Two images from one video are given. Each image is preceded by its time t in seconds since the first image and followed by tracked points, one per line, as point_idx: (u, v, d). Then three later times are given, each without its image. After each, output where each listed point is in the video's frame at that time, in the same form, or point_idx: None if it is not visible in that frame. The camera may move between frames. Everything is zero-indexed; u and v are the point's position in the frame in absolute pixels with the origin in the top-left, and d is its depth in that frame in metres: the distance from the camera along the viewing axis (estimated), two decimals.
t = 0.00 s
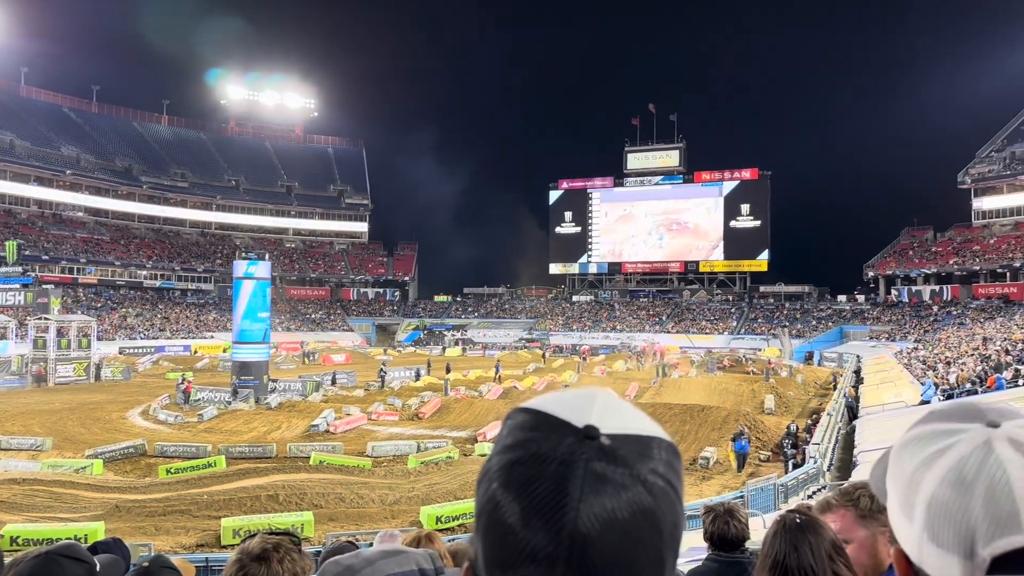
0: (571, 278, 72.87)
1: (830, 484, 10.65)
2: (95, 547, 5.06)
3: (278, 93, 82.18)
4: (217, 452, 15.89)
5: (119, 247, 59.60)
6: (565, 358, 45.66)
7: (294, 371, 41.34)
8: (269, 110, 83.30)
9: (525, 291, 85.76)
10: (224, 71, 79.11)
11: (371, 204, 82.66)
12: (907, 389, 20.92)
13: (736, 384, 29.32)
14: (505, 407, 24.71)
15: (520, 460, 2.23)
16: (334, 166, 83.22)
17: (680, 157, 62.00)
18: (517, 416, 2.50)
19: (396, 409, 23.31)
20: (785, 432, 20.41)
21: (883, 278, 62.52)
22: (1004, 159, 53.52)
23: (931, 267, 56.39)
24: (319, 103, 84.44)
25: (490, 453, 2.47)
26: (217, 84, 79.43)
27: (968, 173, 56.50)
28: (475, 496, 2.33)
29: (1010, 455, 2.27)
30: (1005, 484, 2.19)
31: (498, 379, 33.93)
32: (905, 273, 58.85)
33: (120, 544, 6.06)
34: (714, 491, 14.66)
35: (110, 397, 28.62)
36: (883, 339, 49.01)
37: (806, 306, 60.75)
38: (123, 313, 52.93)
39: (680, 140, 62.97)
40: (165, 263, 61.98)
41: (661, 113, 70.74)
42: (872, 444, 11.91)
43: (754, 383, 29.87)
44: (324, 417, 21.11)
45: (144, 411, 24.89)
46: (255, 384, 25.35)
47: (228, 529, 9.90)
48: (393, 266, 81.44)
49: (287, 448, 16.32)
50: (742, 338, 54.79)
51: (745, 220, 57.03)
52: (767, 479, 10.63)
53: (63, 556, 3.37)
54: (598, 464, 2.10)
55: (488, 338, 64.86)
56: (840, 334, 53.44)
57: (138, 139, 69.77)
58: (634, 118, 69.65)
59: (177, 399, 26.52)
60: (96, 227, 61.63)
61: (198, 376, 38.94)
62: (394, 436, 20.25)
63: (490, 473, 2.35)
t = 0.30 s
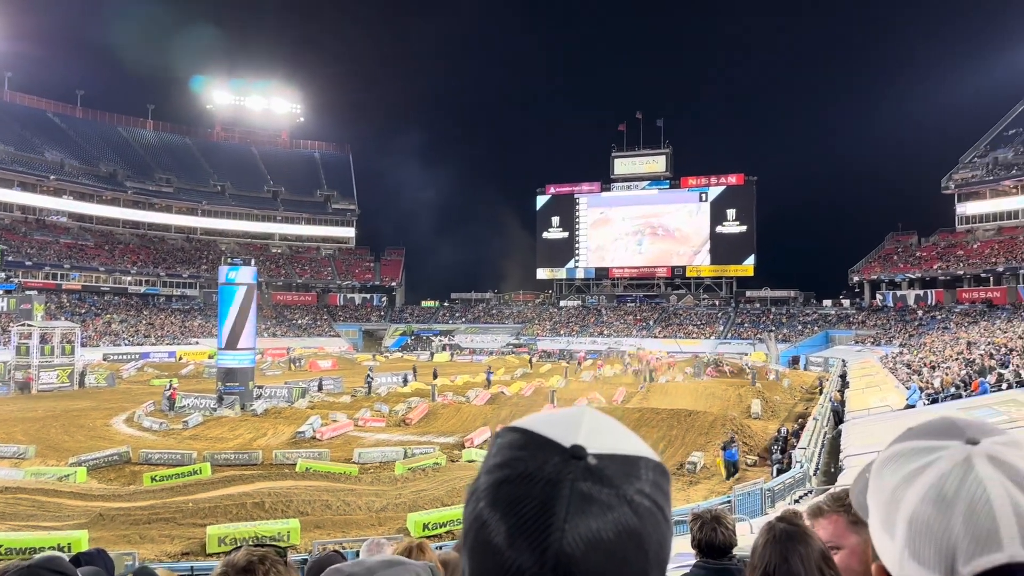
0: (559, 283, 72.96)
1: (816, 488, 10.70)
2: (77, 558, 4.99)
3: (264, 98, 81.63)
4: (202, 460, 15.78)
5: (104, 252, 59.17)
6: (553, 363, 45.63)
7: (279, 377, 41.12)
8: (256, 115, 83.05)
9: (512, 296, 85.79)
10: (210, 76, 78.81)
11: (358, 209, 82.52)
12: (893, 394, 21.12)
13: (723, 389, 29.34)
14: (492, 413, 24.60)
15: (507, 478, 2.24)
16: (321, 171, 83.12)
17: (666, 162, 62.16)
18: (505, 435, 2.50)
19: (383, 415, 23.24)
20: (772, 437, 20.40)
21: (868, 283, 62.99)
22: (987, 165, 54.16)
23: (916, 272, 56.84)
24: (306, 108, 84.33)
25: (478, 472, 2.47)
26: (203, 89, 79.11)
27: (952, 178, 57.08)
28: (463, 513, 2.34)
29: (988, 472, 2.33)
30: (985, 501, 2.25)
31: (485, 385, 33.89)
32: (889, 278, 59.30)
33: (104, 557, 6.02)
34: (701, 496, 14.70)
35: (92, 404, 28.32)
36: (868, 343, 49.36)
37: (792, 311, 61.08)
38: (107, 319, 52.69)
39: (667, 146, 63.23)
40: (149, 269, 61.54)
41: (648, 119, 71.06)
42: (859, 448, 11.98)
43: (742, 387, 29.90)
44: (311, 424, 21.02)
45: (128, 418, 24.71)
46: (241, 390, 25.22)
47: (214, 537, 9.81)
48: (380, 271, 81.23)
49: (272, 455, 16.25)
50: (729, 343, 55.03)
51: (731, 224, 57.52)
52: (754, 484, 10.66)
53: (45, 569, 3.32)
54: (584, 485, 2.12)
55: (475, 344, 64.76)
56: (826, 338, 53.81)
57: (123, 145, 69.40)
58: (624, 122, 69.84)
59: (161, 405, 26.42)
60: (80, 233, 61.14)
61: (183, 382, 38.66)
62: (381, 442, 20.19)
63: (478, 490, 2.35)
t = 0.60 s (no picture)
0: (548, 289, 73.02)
1: (804, 493, 10.74)
2: (60, 566, 4.91)
3: (251, 102, 81.21)
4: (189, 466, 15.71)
5: (90, 258, 58.83)
6: (543, 369, 45.65)
7: (267, 384, 40.95)
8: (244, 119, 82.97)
9: (501, 302, 85.80)
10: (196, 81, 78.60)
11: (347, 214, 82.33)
12: (879, 399, 21.29)
13: (711, 394, 29.44)
14: (482, 417, 24.67)
15: (492, 483, 2.25)
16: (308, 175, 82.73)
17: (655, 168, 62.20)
18: (492, 439, 2.48)
19: (372, 420, 23.25)
20: (761, 442, 20.50)
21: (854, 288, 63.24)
22: (972, 171, 54.78)
23: (902, 277, 57.16)
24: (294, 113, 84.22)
25: (464, 477, 2.46)
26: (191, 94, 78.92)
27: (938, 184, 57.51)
28: (449, 519, 2.34)
29: (970, 477, 2.37)
30: (965, 507, 2.29)
31: (475, 390, 33.83)
32: (876, 283, 59.65)
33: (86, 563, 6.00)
34: (690, 501, 14.75)
35: (77, 410, 28.14)
36: (855, 348, 49.68)
37: (780, 316, 61.37)
38: (93, 325, 52.43)
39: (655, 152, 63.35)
40: (137, 274, 61.20)
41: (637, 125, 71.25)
42: (847, 453, 12.01)
43: (730, 392, 30.03)
44: (299, 429, 20.95)
45: (114, 424, 24.56)
46: (228, 396, 25.10)
47: (200, 544, 9.74)
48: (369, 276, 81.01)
49: (260, 461, 16.17)
50: (718, 348, 55.27)
51: (719, 230, 57.72)
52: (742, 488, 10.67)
53: None
54: (569, 491, 2.12)
55: (464, 349, 64.72)
56: (813, 343, 54.15)
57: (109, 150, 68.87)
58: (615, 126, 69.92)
59: (148, 411, 26.28)
60: (66, 238, 60.72)
61: (171, 388, 38.47)
62: (370, 448, 20.15)
63: (463, 495, 2.35)
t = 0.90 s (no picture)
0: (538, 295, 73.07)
1: (793, 499, 10.82)
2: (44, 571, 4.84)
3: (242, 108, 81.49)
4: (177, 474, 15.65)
5: (78, 264, 58.52)
6: (534, 375, 45.66)
7: (256, 390, 40.84)
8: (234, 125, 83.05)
9: (492, 308, 85.86)
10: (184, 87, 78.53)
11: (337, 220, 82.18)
12: (868, 404, 21.43)
13: (701, 400, 29.52)
14: (472, 424, 24.68)
15: (476, 486, 2.23)
16: (299, 182, 82.70)
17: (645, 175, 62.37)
18: (476, 444, 2.48)
19: (360, 427, 23.22)
20: (750, 448, 20.53)
21: (843, 294, 63.55)
22: (960, 178, 55.29)
23: (890, 283, 57.49)
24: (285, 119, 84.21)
25: (448, 482, 2.45)
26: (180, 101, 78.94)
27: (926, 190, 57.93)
28: (432, 525, 2.32)
29: (953, 481, 2.40)
30: (950, 510, 2.32)
31: (466, 397, 33.81)
32: (864, 290, 59.97)
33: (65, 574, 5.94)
34: (679, 507, 14.77)
35: (63, 417, 27.97)
36: (845, 354, 49.83)
37: (769, 322, 61.62)
38: (81, 331, 52.13)
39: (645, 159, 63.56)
40: (126, 280, 60.88)
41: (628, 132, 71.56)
42: (836, 458, 12.06)
43: (719, 398, 30.09)
44: (288, 436, 20.88)
45: (102, 431, 24.44)
46: (217, 403, 25.02)
47: (188, 551, 9.70)
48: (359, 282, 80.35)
49: (249, 469, 16.12)
50: (708, 354, 55.43)
51: (709, 236, 57.93)
52: (732, 494, 10.71)
53: None
54: (552, 494, 2.10)
55: (454, 355, 64.64)
56: (803, 349, 54.40)
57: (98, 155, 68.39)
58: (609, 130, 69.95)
59: (136, 418, 26.13)
60: (54, 244, 60.37)
61: (160, 395, 38.26)
62: (360, 455, 20.10)
63: (448, 499, 2.33)
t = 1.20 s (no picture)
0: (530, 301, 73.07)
1: (784, 505, 10.83)
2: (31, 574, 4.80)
3: (233, 113, 81.43)
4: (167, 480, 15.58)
5: (68, 270, 58.19)
6: (526, 381, 45.61)
7: (247, 397, 40.66)
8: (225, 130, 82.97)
9: (483, 314, 85.84)
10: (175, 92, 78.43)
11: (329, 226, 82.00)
12: (858, 410, 21.52)
13: (692, 406, 29.48)
14: (463, 430, 24.59)
15: (467, 503, 2.23)
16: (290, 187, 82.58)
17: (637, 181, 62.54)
18: (467, 460, 2.47)
19: (351, 434, 23.11)
20: (742, 455, 20.49)
21: (834, 300, 63.86)
22: (949, 184, 55.75)
23: (880, 289, 57.79)
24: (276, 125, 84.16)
25: (439, 498, 2.44)
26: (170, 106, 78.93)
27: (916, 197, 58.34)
28: (422, 542, 2.31)
29: (944, 495, 2.62)
30: (942, 525, 2.53)
31: (458, 403, 33.70)
32: (855, 296, 60.29)
33: None
34: (671, 513, 14.76)
35: (52, 423, 27.78)
36: (835, 360, 49.88)
37: (761, 328, 61.87)
38: (70, 337, 51.80)
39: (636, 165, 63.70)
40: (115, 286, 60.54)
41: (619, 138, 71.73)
42: (827, 464, 12.06)
43: (711, 404, 30.05)
44: (279, 443, 20.78)
45: (91, 438, 24.28)
46: (207, 409, 24.89)
47: (177, 559, 9.58)
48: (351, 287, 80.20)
49: (240, 475, 16.06)
50: (699, 360, 55.58)
51: (700, 243, 58.18)
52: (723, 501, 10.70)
53: None
54: (543, 512, 2.10)
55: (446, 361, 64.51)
56: (794, 355, 54.49)
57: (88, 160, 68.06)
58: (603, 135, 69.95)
59: (126, 424, 25.96)
60: (44, 250, 60.03)
61: (151, 402, 38.01)
62: (351, 462, 20.03)
63: (438, 516, 2.33)
